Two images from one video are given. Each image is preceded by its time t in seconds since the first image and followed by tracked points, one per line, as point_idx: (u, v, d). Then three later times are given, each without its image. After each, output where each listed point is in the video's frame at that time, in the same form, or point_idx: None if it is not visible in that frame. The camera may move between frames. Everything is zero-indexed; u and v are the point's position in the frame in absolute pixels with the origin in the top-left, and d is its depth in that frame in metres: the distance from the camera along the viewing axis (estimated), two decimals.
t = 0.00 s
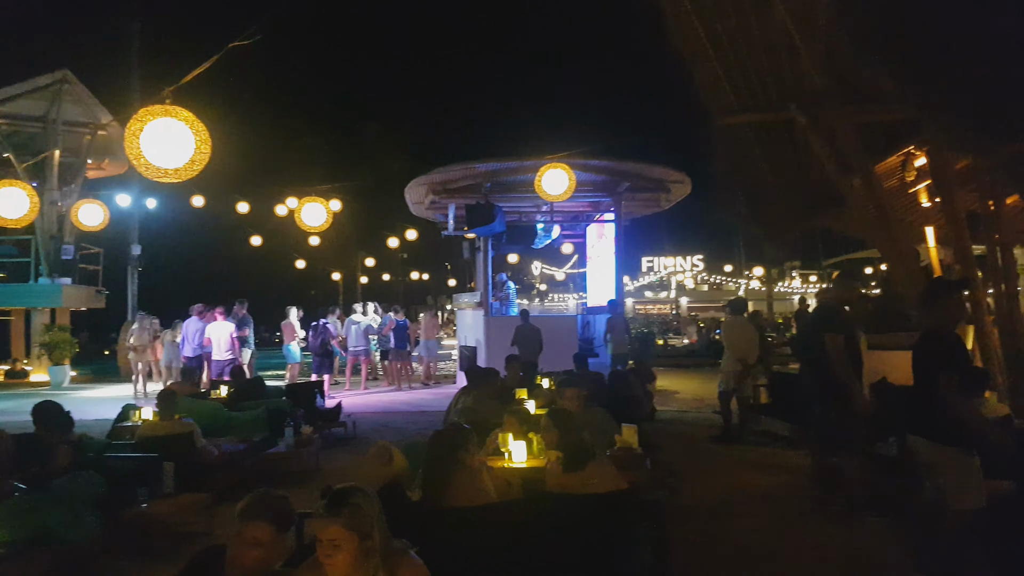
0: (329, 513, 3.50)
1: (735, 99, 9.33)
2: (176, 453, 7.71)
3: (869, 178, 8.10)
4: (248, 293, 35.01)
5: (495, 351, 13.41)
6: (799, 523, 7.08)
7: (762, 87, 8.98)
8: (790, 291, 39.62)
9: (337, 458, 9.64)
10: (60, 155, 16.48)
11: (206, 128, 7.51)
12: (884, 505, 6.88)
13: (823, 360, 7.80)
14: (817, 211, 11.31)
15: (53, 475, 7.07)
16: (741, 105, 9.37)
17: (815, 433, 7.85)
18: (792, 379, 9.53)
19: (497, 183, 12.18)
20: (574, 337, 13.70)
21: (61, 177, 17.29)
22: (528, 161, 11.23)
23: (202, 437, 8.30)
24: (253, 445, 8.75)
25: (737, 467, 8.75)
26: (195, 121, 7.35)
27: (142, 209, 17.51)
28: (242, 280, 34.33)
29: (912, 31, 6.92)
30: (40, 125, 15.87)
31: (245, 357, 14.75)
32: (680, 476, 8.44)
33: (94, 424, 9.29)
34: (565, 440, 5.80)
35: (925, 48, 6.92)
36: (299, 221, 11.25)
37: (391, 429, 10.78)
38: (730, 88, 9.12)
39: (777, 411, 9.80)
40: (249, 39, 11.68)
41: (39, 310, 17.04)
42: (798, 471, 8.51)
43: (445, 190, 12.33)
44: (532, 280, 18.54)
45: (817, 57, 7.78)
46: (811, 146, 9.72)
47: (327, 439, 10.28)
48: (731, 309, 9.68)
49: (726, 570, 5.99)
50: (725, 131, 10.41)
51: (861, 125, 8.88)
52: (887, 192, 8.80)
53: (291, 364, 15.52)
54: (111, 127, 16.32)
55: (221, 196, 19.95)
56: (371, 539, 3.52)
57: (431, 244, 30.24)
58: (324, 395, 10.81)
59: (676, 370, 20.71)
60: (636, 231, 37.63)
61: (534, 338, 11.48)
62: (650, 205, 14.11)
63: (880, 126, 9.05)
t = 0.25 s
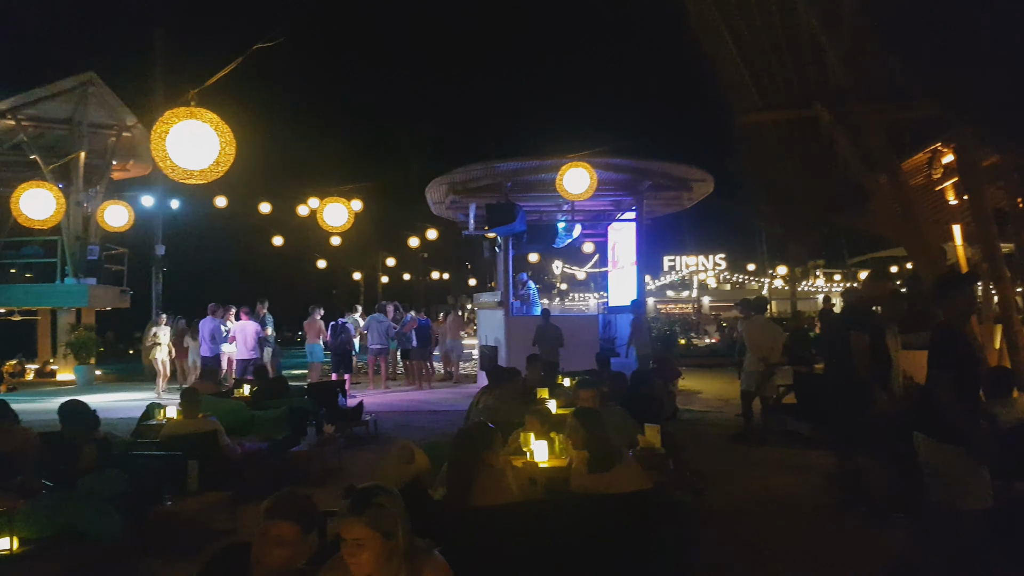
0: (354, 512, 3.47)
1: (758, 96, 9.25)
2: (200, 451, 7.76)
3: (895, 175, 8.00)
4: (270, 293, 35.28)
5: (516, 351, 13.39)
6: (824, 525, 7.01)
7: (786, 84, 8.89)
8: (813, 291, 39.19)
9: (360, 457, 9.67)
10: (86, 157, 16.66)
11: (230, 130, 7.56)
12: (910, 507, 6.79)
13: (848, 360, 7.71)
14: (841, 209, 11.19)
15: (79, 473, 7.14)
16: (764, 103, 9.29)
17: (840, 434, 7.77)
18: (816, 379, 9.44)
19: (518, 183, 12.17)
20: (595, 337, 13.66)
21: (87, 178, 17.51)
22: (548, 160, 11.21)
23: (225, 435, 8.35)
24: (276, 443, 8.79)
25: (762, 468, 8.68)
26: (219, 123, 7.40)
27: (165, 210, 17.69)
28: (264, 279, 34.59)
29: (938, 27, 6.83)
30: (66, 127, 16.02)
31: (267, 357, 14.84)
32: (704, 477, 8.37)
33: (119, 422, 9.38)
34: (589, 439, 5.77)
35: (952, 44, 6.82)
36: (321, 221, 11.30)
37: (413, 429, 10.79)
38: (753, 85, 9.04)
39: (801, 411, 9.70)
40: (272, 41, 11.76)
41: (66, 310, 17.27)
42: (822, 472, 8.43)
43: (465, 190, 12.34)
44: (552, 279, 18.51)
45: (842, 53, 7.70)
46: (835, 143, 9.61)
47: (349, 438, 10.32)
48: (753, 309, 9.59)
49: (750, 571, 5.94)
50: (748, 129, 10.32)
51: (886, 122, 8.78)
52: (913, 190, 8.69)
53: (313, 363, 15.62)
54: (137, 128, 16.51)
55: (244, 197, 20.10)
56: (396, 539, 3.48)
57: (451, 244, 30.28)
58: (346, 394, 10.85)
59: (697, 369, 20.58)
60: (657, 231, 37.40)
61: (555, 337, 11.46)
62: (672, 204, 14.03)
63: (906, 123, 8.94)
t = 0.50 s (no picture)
0: (389, 510, 3.52)
1: (791, 94, 9.16)
2: (236, 449, 7.89)
3: (934, 171, 7.84)
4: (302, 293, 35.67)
5: (546, 351, 13.38)
6: (862, 527, 6.89)
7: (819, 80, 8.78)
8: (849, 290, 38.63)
9: (394, 456, 9.72)
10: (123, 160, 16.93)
11: (264, 131, 7.64)
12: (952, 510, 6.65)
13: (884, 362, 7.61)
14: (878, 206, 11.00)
15: (119, 470, 7.29)
16: (797, 100, 9.19)
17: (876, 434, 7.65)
18: (853, 379, 9.29)
19: (548, 183, 12.16)
20: (627, 337, 13.60)
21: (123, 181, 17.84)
22: (578, 159, 11.17)
23: (260, 434, 8.46)
24: (309, 443, 8.86)
25: (798, 469, 8.58)
26: (254, 124, 7.48)
27: (200, 212, 17.96)
28: (296, 280, 34.98)
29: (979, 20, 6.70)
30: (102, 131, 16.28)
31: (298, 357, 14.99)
32: (739, 478, 8.30)
33: (156, 421, 9.54)
34: (623, 439, 5.76)
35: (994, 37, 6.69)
36: (352, 222, 11.37)
37: (444, 429, 10.82)
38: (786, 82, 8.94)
39: (837, 411, 9.56)
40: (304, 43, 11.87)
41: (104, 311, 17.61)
42: (860, 474, 8.29)
43: (495, 190, 12.34)
44: (582, 279, 18.46)
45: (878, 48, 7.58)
46: (872, 139, 9.46)
47: (380, 437, 10.38)
48: (783, 309, 9.47)
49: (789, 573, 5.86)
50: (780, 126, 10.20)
51: (924, 118, 8.62)
52: (952, 186, 8.51)
53: (345, 363, 15.86)
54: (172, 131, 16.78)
55: (276, 199, 20.33)
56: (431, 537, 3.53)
57: (481, 245, 30.32)
58: (377, 394, 10.92)
59: (731, 370, 20.35)
60: (688, 230, 37.05)
61: (587, 337, 11.45)
62: (705, 202, 13.91)
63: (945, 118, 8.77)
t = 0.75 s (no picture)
0: (411, 508, 3.47)
1: (812, 91, 9.07)
2: (257, 449, 7.94)
3: (959, 168, 7.77)
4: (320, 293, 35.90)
5: (565, 351, 13.36)
6: (884, 528, 6.84)
7: (841, 77, 8.68)
8: (870, 289, 38.29)
9: (414, 457, 9.73)
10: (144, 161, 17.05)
11: (285, 133, 7.69)
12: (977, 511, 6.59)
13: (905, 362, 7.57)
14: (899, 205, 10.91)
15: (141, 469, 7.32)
16: (817, 97, 9.10)
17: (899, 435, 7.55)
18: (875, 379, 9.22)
19: (566, 182, 12.13)
20: (645, 337, 13.56)
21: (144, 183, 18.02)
22: (597, 158, 11.14)
23: (280, 434, 8.49)
24: (329, 442, 8.91)
25: (820, 470, 8.49)
26: (274, 126, 7.53)
27: (219, 213, 18.11)
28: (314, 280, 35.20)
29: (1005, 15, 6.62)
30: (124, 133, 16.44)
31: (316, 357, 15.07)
32: (760, 479, 8.22)
33: (178, 420, 9.61)
34: (644, 440, 5.74)
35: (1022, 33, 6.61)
36: (371, 222, 11.42)
37: (463, 429, 10.81)
38: (806, 79, 8.85)
39: (859, 411, 9.49)
40: (324, 44, 11.92)
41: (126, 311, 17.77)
42: (882, 474, 8.23)
43: (513, 190, 12.34)
44: (600, 278, 18.44)
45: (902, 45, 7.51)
46: (895, 137, 9.38)
47: (399, 437, 10.43)
48: (800, 308, 9.38)
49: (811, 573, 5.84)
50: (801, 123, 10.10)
51: (948, 115, 8.54)
52: (977, 184, 8.42)
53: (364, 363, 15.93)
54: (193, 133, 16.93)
55: (295, 200, 20.48)
56: (452, 536, 3.49)
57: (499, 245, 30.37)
58: (396, 393, 10.97)
59: (750, 369, 20.26)
60: (708, 229, 36.82)
61: (606, 337, 11.44)
62: (724, 201, 13.85)
63: (970, 116, 8.68)
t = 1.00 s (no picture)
0: (434, 493, 3.45)
1: (833, 88, 8.99)
2: (276, 448, 7.98)
3: (982, 166, 7.68)
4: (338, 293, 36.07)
5: (582, 351, 13.33)
6: (906, 529, 6.77)
7: (863, 73, 8.58)
8: (891, 288, 37.91)
9: (432, 456, 9.74)
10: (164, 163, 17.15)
11: (303, 134, 7.74)
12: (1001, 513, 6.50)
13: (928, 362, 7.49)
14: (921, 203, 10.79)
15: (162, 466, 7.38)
16: (838, 94, 8.99)
17: (920, 435, 7.47)
18: (897, 379, 9.13)
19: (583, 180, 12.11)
20: (663, 336, 13.51)
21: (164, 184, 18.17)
22: (614, 157, 11.11)
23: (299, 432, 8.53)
24: (348, 441, 8.94)
25: (843, 471, 8.40)
26: (292, 126, 7.57)
27: (238, 214, 18.22)
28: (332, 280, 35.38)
29: None
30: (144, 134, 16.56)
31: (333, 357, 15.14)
32: (781, 480, 8.16)
33: (197, 419, 9.68)
34: (663, 439, 5.71)
35: None
36: (390, 222, 11.44)
37: (481, 428, 10.81)
38: (827, 75, 8.77)
39: (880, 412, 9.39)
40: (343, 44, 11.97)
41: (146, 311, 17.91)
42: (904, 475, 8.14)
43: (531, 189, 12.33)
44: (617, 278, 18.39)
45: (923, 41, 7.44)
46: (917, 134, 9.28)
47: (418, 436, 10.45)
48: (815, 307, 9.30)
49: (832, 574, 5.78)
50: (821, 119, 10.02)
51: (971, 112, 8.44)
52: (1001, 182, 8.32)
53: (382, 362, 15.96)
54: (212, 134, 17.03)
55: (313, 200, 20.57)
56: (474, 526, 3.45)
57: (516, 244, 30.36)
58: (414, 393, 10.99)
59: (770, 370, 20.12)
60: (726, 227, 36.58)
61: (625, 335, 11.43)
62: (743, 200, 13.77)
63: (993, 112, 8.57)
